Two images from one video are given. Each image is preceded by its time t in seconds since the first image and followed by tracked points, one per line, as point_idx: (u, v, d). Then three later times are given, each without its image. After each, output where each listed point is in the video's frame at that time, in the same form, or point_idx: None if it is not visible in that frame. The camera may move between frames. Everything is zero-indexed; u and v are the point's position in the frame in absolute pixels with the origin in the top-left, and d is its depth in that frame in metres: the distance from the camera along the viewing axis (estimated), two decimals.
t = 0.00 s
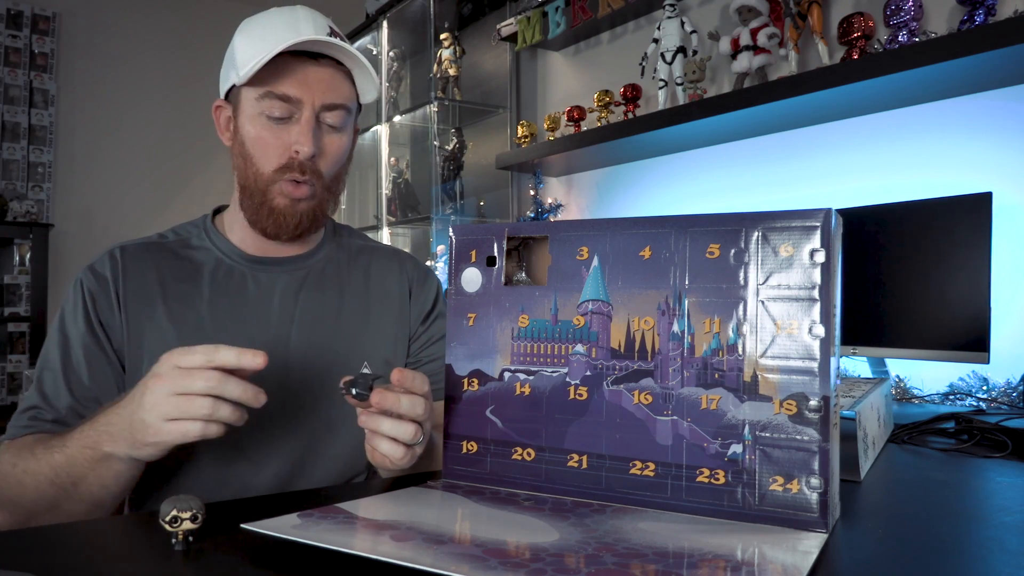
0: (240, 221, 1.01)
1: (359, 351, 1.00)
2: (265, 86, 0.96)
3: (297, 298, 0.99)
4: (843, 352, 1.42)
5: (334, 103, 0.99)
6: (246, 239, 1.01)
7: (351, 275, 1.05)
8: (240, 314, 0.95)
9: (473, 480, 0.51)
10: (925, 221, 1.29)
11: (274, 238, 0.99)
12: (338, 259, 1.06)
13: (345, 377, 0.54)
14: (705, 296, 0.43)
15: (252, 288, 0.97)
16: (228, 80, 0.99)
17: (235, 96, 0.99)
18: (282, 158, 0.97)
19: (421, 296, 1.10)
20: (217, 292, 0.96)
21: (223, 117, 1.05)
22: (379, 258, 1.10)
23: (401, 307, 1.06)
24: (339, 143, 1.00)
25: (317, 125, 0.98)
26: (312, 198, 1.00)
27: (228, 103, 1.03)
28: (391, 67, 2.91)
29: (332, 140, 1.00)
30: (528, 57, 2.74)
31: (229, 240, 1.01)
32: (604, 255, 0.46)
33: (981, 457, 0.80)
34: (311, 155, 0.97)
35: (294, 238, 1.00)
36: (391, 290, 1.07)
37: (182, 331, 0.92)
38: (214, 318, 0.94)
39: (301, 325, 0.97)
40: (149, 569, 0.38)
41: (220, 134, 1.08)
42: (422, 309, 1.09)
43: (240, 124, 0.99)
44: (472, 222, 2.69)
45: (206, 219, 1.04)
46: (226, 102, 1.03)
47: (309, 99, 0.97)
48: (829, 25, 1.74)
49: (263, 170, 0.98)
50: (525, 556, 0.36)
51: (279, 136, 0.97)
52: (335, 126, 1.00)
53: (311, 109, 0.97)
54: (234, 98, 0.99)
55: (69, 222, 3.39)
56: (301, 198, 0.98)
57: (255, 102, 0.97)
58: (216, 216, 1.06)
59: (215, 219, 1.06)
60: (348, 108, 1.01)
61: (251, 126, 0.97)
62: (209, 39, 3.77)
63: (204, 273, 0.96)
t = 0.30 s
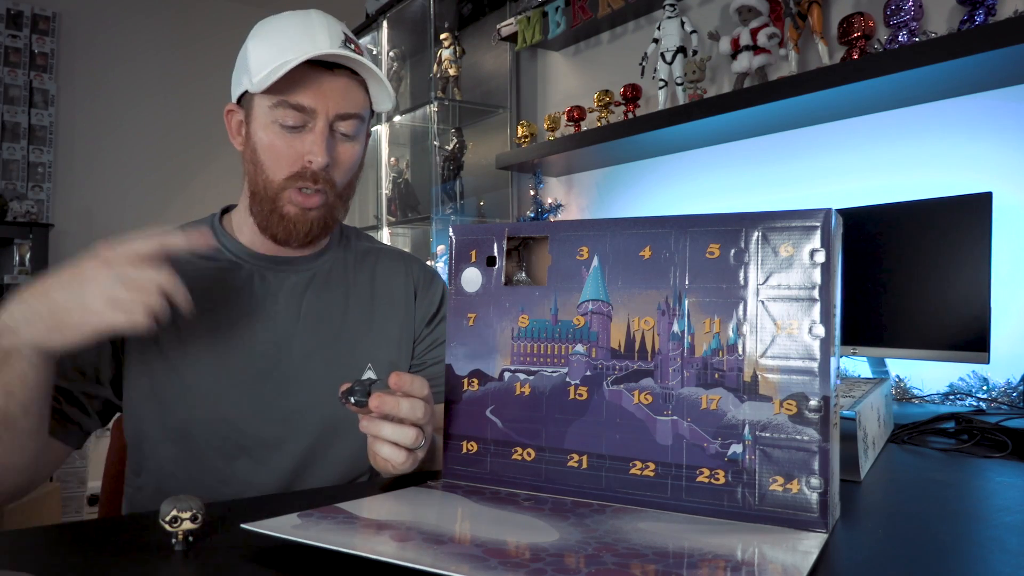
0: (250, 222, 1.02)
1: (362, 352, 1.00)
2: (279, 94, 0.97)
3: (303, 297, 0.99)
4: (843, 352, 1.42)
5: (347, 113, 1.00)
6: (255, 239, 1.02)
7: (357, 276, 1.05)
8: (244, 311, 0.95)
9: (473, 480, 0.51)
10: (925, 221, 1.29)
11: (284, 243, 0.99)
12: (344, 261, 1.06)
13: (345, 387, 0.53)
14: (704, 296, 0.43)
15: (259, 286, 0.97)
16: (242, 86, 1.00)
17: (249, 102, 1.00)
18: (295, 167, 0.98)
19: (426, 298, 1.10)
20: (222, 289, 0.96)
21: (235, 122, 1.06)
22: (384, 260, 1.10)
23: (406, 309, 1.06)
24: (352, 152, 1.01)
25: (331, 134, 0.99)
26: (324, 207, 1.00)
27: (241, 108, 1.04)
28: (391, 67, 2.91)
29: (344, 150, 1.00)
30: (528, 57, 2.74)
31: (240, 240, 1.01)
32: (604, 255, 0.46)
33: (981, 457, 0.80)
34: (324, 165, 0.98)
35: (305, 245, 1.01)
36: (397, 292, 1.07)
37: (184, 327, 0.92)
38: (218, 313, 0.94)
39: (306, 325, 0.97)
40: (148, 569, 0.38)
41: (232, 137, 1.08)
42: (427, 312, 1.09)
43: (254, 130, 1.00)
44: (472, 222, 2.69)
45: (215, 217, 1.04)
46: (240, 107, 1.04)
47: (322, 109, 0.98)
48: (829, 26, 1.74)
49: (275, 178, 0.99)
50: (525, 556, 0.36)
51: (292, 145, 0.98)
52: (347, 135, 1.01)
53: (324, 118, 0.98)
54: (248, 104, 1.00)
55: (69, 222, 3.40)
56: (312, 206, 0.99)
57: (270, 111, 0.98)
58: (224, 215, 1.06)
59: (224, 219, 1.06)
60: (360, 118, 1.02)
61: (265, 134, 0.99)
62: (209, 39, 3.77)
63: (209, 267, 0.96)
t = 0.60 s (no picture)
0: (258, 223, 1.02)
1: (364, 354, 1.00)
2: (305, 101, 0.96)
3: (306, 298, 0.99)
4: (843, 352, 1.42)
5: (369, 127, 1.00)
6: (261, 239, 1.02)
7: (360, 279, 1.06)
8: (247, 311, 0.96)
9: (473, 480, 0.51)
10: (926, 221, 1.29)
11: (292, 247, 0.99)
12: (347, 263, 1.06)
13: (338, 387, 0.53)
14: (704, 296, 0.43)
15: (262, 287, 0.98)
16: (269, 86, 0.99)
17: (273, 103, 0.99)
18: (311, 174, 0.99)
19: (427, 300, 1.10)
20: (225, 289, 0.96)
21: (254, 119, 1.06)
22: (386, 263, 1.11)
23: (407, 311, 1.06)
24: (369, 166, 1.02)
25: (350, 146, 1.00)
26: (335, 214, 1.00)
27: (263, 106, 1.03)
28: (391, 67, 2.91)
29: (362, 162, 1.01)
30: (528, 57, 2.74)
31: (245, 240, 1.01)
32: (604, 255, 0.46)
33: (981, 457, 0.80)
34: (340, 176, 0.99)
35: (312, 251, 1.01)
36: (399, 294, 1.07)
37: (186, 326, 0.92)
38: (221, 313, 0.94)
39: (309, 326, 0.98)
40: (148, 570, 0.38)
41: (248, 133, 1.08)
42: (428, 314, 1.09)
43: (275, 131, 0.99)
44: (472, 222, 2.69)
45: (217, 216, 1.04)
46: (261, 105, 1.03)
47: (346, 121, 0.98)
48: (829, 25, 1.74)
49: (291, 182, 0.99)
50: (525, 556, 0.36)
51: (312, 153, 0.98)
52: (365, 147, 1.01)
53: (347, 130, 0.98)
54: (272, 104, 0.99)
55: (69, 222, 3.39)
56: (325, 214, 0.99)
57: (293, 115, 0.97)
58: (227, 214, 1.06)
59: (226, 218, 1.06)
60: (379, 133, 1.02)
61: (286, 137, 0.98)
62: (209, 39, 3.77)
63: (214, 269, 0.97)
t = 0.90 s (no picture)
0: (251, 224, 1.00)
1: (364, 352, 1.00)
2: (289, 100, 0.94)
3: (304, 298, 0.99)
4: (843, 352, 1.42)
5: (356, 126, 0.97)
6: (257, 241, 1.00)
7: (358, 276, 1.06)
8: (249, 313, 0.95)
9: (472, 480, 0.51)
10: (925, 222, 1.29)
11: (285, 248, 0.98)
12: (345, 261, 1.06)
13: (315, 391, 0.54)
14: (704, 296, 0.43)
15: (261, 289, 0.97)
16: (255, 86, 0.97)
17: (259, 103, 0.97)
18: (298, 174, 0.96)
19: (425, 297, 1.10)
20: (227, 292, 0.96)
21: (243, 120, 1.04)
22: (384, 260, 1.10)
23: (406, 307, 1.07)
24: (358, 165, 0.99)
25: (338, 146, 0.97)
26: (326, 215, 0.99)
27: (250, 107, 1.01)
28: (391, 67, 2.91)
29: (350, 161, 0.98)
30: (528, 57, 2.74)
31: (241, 241, 1.01)
32: (604, 255, 0.46)
33: (981, 457, 0.80)
34: (327, 176, 0.96)
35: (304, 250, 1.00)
36: (397, 291, 1.07)
37: (194, 331, 0.92)
38: (224, 317, 0.94)
39: (309, 326, 0.98)
40: (148, 570, 0.38)
41: (239, 135, 1.07)
42: (426, 309, 1.09)
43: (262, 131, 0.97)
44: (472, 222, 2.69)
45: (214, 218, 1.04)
46: (249, 106, 1.01)
47: (332, 121, 0.96)
48: (829, 25, 1.74)
49: (278, 182, 0.97)
50: (525, 556, 0.36)
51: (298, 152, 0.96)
52: (354, 146, 0.99)
53: (333, 130, 0.96)
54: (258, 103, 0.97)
55: (69, 222, 3.39)
56: (313, 214, 0.97)
57: (278, 115, 0.95)
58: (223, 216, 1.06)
59: (222, 219, 1.06)
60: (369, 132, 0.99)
61: (272, 138, 0.96)
62: (209, 39, 3.77)
63: (214, 273, 0.97)
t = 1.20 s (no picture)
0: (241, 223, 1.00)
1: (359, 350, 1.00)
2: (263, 98, 0.94)
3: (299, 297, 0.99)
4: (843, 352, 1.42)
5: (333, 117, 0.96)
6: (247, 241, 1.00)
7: (351, 274, 1.06)
8: (244, 314, 0.95)
9: (473, 480, 0.51)
10: (925, 222, 1.29)
11: (275, 246, 0.99)
12: (338, 259, 1.06)
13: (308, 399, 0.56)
14: (704, 296, 0.43)
15: (255, 289, 0.97)
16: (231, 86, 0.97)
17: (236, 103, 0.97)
18: (280, 172, 0.96)
19: (419, 294, 1.10)
20: (222, 294, 0.95)
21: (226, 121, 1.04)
22: (378, 257, 1.10)
23: (401, 303, 1.07)
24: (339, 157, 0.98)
25: (317, 139, 0.96)
26: (313, 209, 0.99)
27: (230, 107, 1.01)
28: (391, 67, 2.91)
29: (331, 154, 0.98)
30: (529, 57, 2.74)
31: (231, 242, 1.01)
32: (604, 255, 0.46)
33: (981, 457, 0.80)
34: (309, 171, 0.96)
35: (296, 247, 1.00)
36: (392, 289, 1.07)
37: (191, 333, 0.92)
38: (218, 318, 0.94)
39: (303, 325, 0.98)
40: (149, 569, 0.38)
41: (223, 137, 1.06)
42: (421, 306, 1.09)
43: (240, 131, 0.97)
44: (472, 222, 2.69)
45: (207, 219, 1.03)
46: (229, 107, 1.02)
47: (308, 114, 0.95)
48: (829, 25, 1.74)
49: (260, 181, 0.97)
50: (525, 556, 0.36)
51: (277, 150, 0.95)
52: (335, 139, 0.98)
53: (310, 124, 0.95)
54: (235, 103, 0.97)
55: (69, 222, 3.39)
56: (298, 210, 0.97)
57: (254, 114, 0.95)
58: (217, 217, 1.06)
59: (216, 221, 1.05)
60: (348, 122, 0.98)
61: (251, 136, 0.96)
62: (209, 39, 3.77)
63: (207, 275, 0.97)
